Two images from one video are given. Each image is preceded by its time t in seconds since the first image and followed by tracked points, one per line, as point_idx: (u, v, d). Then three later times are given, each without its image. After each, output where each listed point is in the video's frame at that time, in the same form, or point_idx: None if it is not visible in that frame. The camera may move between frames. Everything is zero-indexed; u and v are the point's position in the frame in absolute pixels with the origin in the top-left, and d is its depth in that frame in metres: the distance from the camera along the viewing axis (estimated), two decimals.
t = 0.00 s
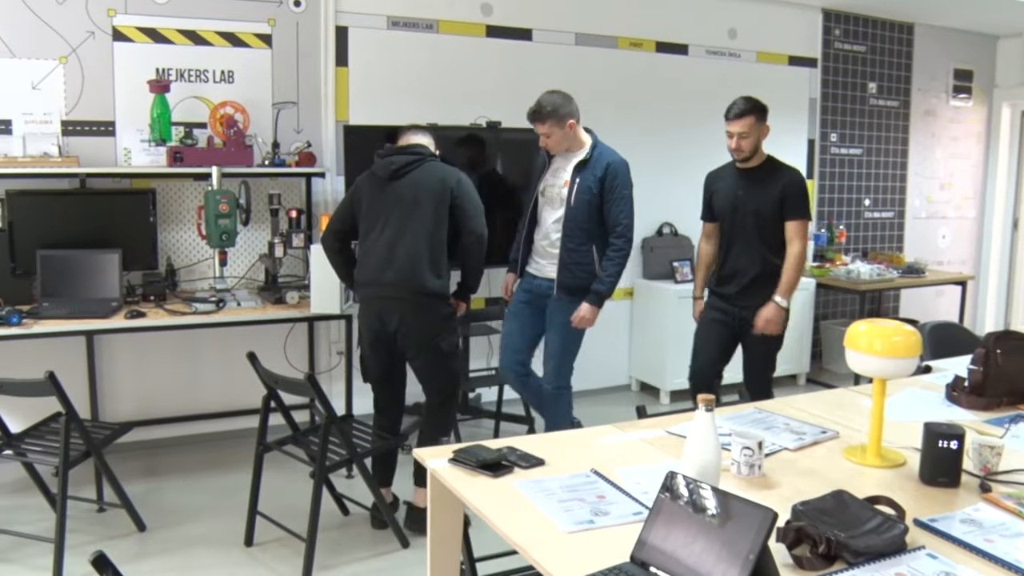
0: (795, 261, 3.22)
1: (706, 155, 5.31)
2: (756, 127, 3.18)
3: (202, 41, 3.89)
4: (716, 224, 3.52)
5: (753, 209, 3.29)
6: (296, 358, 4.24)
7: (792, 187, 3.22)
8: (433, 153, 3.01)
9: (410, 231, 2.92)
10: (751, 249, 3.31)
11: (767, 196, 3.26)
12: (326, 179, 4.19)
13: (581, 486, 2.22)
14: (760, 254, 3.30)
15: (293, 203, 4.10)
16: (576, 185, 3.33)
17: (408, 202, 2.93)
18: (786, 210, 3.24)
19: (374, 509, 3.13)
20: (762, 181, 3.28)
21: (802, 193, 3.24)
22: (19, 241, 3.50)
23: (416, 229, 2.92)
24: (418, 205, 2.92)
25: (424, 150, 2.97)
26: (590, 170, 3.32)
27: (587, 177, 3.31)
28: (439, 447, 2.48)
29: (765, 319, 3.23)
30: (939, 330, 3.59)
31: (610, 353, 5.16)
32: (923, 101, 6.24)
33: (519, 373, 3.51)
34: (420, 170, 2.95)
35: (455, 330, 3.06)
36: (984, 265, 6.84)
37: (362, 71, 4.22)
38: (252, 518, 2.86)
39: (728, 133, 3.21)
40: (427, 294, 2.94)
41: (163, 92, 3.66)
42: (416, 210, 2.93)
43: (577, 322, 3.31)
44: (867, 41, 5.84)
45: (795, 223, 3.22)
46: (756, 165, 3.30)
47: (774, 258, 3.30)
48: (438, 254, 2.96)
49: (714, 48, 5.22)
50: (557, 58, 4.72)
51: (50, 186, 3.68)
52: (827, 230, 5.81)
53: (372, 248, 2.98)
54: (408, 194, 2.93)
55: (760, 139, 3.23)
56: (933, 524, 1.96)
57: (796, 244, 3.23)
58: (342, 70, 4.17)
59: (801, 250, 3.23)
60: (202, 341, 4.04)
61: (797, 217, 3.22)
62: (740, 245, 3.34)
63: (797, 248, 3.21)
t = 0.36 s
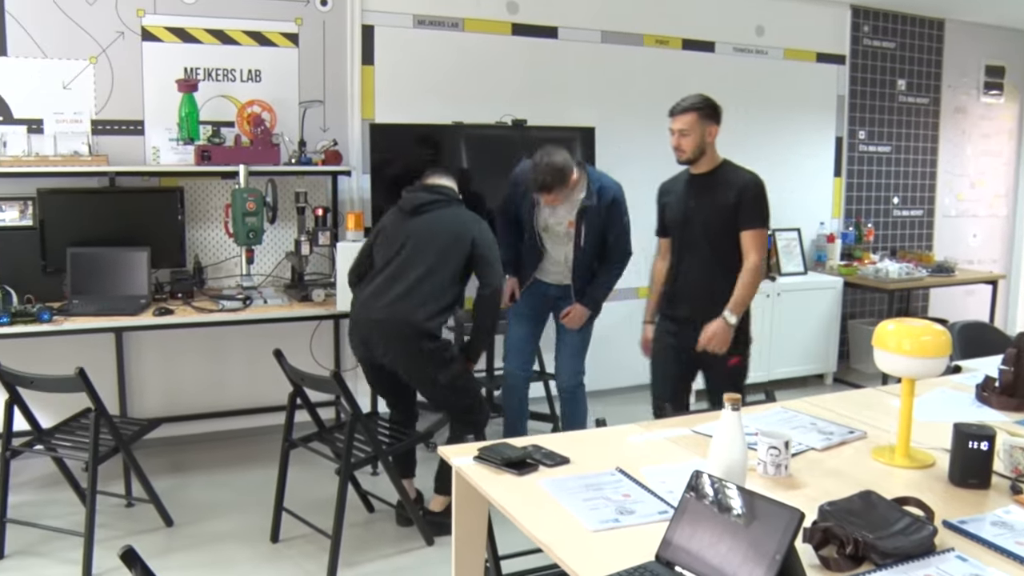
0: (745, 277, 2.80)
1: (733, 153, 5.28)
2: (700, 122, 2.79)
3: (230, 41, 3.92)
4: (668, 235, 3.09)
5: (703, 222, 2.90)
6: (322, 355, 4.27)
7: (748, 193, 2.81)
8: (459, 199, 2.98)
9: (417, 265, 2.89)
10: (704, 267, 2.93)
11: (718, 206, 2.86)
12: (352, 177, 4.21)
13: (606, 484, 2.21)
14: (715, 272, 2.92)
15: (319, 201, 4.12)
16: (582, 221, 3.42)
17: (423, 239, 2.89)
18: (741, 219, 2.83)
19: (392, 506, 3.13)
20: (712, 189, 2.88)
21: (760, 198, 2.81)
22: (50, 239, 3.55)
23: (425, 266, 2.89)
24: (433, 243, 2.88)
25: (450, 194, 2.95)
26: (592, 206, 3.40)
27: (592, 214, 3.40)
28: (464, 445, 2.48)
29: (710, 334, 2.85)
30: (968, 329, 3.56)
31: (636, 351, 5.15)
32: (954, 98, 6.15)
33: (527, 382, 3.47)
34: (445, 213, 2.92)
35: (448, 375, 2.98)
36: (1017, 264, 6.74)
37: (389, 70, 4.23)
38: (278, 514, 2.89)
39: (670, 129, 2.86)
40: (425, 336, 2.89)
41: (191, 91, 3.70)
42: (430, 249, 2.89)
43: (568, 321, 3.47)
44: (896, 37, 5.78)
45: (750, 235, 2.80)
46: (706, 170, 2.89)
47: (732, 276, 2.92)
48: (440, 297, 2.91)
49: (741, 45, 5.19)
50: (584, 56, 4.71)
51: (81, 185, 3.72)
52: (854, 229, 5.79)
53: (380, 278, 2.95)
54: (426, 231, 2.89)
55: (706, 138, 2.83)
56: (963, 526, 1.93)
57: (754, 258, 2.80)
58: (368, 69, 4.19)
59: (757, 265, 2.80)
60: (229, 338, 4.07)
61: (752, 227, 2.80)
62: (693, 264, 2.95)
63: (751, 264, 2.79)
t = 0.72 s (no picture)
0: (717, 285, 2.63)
1: (752, 152, 5.25)
2: (641, 112, 2.58)
3: (251, 40, 3.95)
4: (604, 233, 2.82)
5: (643, 222, 2.66)
6: (342, 354, 4.28)
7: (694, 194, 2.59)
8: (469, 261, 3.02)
9: (419, 320, 2.92)
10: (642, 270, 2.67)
11: (661, 206, 2.63)
12: (372, 176, 4.22)
13: (625, 484, 2.21)
14: (650, 273, 2.65)
15: (339, 200, 4.14)
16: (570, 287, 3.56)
17: (429, 296, 2.92)
18: (692, 223, 2.62)
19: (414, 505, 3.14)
20: (654, 187, 2.65)
21: (707, 201, 2.60)
22: (73, 237, 3.58)
23: (427, 321, 2.91)
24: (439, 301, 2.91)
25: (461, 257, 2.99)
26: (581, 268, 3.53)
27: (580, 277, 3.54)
28: (483, 443, 2.47)
29: (723, 361, 2.60)
30: (991, 329, 3.54)
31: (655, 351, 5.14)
32: (977, 96, 6.09)
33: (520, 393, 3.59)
34: (455, 272, 2.96)
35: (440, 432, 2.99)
36: None
37: (409, 69, 4.24)
38: (298, 511, 2.91)
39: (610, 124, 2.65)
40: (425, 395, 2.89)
41: (212, 90, 3.73)
42: (434, 306, 2.92)
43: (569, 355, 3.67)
44: (918, 35, 5.74)
45: (710, 238, 2.60)
46: (648, 167, 2.67)
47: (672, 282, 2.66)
48: (438, 356, 2.92)
49: (761, 44, 5.17)
50: (604, 55, 4.70)
51: (104, 184, 3.76)
52: (875, 228, 5.75)
53: (382, 330, 2.97)
54: (433, 289, 2.93)
55: (648, 131, 2.61)
56: (986, 528, 1.91)
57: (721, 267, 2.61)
58: (388, 68, 4.20)
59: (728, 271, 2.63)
60: (249, 336, 4.09)
61: (707, 232, 2.60)
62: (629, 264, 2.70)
63: (721, 270, 2.60)
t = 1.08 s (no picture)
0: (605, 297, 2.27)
1: (770, 151, 5.23)
2: (542, 108, 2.24)
3: (270, 41, 3.97)
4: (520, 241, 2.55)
5: (548, 229, 2.39)
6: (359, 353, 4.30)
7: (603, 191, 2.29)
8: (424, 269, 2.98)
9: (382, 342, 2.94)
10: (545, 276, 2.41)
11: (565, 209, 2.34)
12: (390, 176, 4.24)
13: (643, 484, 2.20)
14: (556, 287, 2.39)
15: (357, 199, 4.15)
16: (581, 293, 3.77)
17: (389, 318, 2.93)
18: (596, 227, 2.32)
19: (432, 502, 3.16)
20: (562, 186, 2.35)
21: (615, 200, 2.30)
22: (94, 236, 3.61)
23: (390, 342, 2.93)
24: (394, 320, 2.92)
25: (408, 269, 2.94)
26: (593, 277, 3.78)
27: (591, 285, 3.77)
28: (500, 443, 2.46)
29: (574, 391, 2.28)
30: (1014, 330, 3.51)
31: (673, 351, 5.13)
32: (999, 95, 6.04)
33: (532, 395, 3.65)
34: (405, 286, 2.93)
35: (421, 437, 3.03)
36: None
37: (428, 69, 4.25)
38: (315, 510, 2.92)
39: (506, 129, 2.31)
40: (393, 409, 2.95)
41: (231, 91, 3.75)
42: (392, 325, 2.93)
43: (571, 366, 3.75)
44: (939, 33, 5.69)
45: (609, 247, 2.27)
46: (558, 165, 2.37)
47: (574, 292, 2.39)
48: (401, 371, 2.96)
49: (780, 43, 5.15)
50: (622, 54, 4.69)
51: (124, 184, 3.79)
52: (895, 228, 5.71)
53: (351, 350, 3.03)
54: (388, 309, 2.93)
55: (553, 126, 2.29)
56: (1007, 531, 1.89)
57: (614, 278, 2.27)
58: (406, 68, 4.21)
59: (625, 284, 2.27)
60: (267, 335, 4.12)
61: (609, 238, 2.27)
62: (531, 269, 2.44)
63: (612, 282, 2.26)
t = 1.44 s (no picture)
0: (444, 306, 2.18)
1: (787, 147, 5.21)
2: (395, 113, 2.20)
3: (287, 38, 3.98)
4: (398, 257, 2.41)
5: (413, 240, 2.26)
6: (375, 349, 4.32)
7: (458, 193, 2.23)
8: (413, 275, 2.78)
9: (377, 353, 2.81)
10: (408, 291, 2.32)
11: (426, 216, 2.24)
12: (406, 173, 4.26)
13: (659, 481, 2.20)
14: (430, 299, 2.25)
15: (373, 195, 4.17)
16: (585, 281, 3.86)
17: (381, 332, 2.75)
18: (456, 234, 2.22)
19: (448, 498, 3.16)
20: (428, 191, 2.26)
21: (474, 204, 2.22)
22: (113, 232, 3.63)
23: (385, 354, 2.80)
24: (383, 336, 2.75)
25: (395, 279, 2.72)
26: (598, 267, 3.88)
27: (596, 274, 3.87)
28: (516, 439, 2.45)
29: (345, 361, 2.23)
30: None
31: (689, 348, 5.12)
32: (1019, 90, 5.98)
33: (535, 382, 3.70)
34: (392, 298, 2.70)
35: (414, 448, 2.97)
36: None
37: (444, 66, 4.26)
38: (332, 505, 2.94)
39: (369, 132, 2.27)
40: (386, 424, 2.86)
41: (248, 87, 3.78)
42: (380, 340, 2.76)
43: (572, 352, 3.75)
44: (958, 28, 5.64)
45: (461, 254, 2.19)
46: (423, 173, 2.27)
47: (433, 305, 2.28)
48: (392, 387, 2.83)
49: (798, 38, 5.13)
50: (638, 50, 4.68)
51: (142, 180, 3.82)
52: (913, 225, 5.67)
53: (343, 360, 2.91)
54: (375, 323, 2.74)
55: (413, 131, 2.23)
56: None
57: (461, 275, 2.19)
58: (422, 65, 4.22)
59: (477, 291, 2.19)
60: (284, 330, 4.14)
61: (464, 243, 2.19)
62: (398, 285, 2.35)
63: (457, 289, 2.17)
